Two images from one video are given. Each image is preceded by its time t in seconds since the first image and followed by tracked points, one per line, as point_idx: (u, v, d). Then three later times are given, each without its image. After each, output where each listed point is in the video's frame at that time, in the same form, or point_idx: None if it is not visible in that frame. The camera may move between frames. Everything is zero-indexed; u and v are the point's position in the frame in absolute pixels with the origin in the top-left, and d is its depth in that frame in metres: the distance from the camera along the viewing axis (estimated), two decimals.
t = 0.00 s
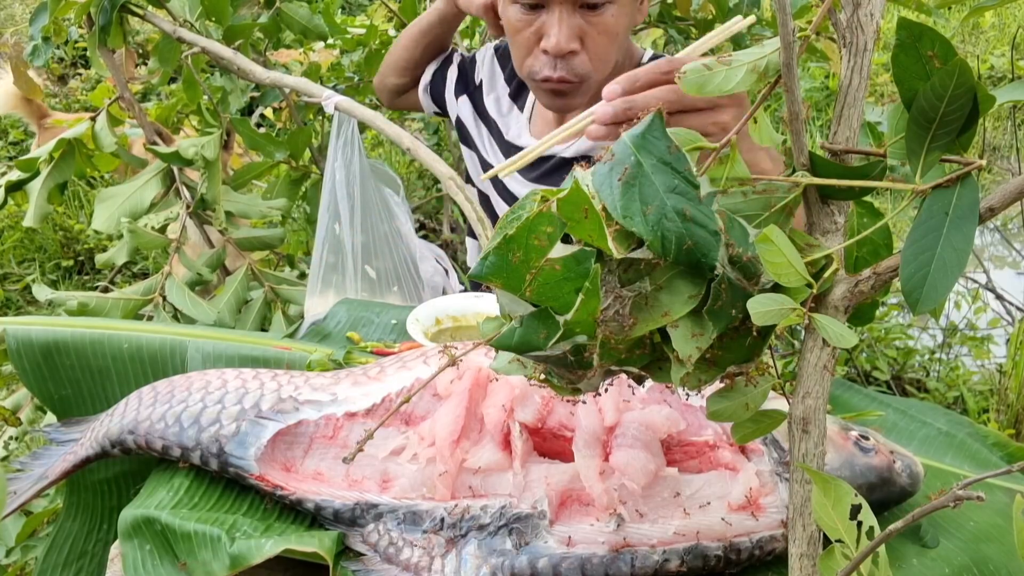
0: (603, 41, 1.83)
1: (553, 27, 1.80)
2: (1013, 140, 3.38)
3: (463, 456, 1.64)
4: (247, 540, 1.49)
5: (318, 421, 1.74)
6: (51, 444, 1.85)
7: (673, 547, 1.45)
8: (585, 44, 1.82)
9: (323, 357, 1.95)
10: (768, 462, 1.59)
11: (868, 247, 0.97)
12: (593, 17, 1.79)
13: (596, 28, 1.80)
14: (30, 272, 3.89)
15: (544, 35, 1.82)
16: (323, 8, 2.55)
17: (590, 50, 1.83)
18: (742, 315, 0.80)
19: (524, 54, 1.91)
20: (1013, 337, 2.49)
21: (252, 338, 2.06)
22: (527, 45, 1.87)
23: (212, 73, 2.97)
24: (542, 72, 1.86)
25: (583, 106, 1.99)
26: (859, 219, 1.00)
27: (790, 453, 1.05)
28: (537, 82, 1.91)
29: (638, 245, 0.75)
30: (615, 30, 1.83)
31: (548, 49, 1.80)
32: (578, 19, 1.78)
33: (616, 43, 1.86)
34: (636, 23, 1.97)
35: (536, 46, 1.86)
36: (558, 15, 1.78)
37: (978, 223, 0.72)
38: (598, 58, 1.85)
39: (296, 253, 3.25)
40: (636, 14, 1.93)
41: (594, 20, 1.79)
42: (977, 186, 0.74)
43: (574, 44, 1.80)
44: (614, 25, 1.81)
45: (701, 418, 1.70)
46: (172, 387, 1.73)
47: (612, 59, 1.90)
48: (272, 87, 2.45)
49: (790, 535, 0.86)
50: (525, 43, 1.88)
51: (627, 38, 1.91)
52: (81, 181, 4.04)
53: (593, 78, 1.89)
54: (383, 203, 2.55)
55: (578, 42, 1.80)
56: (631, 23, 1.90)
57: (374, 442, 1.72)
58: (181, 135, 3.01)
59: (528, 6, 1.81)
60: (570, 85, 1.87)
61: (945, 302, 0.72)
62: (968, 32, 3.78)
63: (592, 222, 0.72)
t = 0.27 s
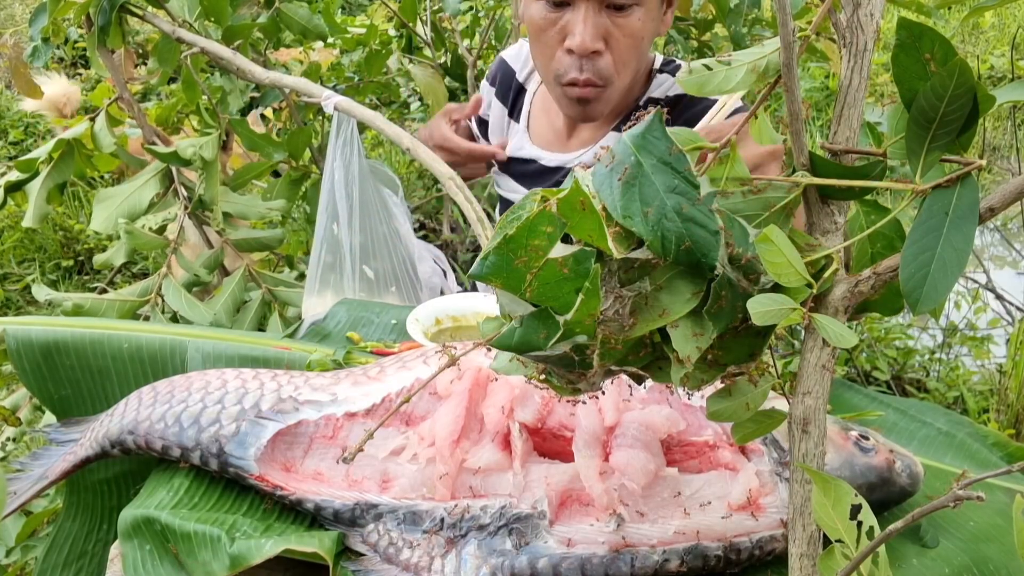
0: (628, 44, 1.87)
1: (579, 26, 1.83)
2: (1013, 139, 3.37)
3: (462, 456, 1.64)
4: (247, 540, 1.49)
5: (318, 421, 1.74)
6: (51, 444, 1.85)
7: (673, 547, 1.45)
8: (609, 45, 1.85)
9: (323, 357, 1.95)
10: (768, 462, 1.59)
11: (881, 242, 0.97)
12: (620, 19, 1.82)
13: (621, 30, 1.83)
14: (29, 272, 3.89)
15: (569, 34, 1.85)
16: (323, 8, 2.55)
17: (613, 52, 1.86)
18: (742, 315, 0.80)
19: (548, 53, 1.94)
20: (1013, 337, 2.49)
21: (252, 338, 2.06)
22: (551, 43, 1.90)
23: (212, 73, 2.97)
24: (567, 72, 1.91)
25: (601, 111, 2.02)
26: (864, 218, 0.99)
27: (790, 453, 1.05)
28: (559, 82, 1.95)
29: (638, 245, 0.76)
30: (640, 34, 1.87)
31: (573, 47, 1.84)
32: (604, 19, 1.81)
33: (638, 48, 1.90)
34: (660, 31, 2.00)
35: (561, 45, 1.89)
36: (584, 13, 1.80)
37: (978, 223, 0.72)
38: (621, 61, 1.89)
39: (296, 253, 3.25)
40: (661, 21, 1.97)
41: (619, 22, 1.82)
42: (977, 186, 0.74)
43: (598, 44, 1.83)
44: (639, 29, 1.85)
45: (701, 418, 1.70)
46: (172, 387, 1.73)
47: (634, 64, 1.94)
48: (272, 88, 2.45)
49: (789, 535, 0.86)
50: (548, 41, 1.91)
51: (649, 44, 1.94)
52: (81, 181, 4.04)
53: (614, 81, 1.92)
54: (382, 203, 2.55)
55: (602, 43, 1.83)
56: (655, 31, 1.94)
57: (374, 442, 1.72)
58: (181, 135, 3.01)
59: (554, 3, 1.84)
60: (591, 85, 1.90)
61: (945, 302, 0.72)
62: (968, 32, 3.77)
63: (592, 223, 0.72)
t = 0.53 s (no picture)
0: (616, 52, 1.89)
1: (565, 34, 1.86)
2: (1013, 139, 3.37)
3: (463, 456, 1.64)
4: (247, 540, 1.49)
5: (318, 421, 1.74)
6: (51, 444, 1.85)
7: (673, 547, 1.45)
8: (596, 53, 1.88)
9: (323, 357, 1.95)
10: (768, 462, 1.59)
11: (883, 241, 0.97)
12: (607, 26, 1.84)
13: (608, 37, 1.86)
14: (30, 272, 3.89)
15: (554, 43, 1.88)
16: (323, 8, 2.55)
17: (601, 61, 1.89)
18: (743, 315, 0.80)
19: (533, 64, 1.97)
20: (1013, 337, 2.49)
21: (252, 338, 2.06)
22: (535, 53, 1.93)
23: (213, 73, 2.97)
24: (553, 81, 1.93)
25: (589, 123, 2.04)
26: (866, 218, 0.98)
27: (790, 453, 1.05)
28: (546, 91, 1.97)
29: (638, 245, 0.76)
30: (629, 42, 1.89)
31: (559, 56, 1.86)
32: (591, 27, 1.84)
33: (627, 56, 1.92)
34: (650, 39, 2.02)
35: (547, 55, 1.91)
36: (570, 21, 1.83)
37: (978, 223, 0.72)
38: (608, 70, 1.91)
39: (296, 253, 3.25)
40: (650, 29, 1.99)
41: (604, 28, 1.84)
42: (977, 186, 0.74)
43: (585, 52, 1.86)
44: (627, 36, 1.87)
45: (701, 418, 1.70)
46: (172, 386, 1.73)
47: (623, 73, 1.96)
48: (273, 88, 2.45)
49: (789, 535, 0.86)
50: (534, 52, 1.93)
51: (638, 55, 1.96)
52: (81, 181, 4.04)
53: (603, 90, 1.94)
54: (383, 203, 2.54)
55: (588, 51, 1.86)
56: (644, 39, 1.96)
57: (374, 442, 1.72)
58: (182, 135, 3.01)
59: (539, 13, 1.87)
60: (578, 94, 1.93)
61: (945, 302, 0.72)
62: (968, 32, 3.78)
63: (592, 222, 0.72)
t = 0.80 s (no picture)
0: (593, 65, 1.90)
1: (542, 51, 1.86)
2: (1013, 139, 3.37)
3: (462, 456, 1.64)
4: (247, 540, 1.49)
5: (318, 421, 1.74)
6: (51, 444, 1.85)
7: (673, 547, 1.45)
8: (574, 68, 1.89)
9: (323, 357, 1.95)
10: (768, 462, 1.59)
11: (875, 245, 0.94)
12: (582, 40, 1.85)
13: (584, 51, 1.87)
14: (30, 272, 3.89)
15: (531, 60, 1.88)
16: (324, 8, 2.55)
17: (579, 75, 1.89)
18: (743, 315, 0.80)
19: (511, 81, 1.97)
20: (1013, 337, 2.49)
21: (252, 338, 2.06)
22: (513, 71, 1.94)
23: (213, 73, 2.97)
24: (531, 98, 1.93)
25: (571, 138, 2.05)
26: (862, 218, 0.99)
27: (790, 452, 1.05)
28: (525, 109, 1.98)
29: (638, 245, 0.76)
30: (606, 54, 1.90)
31: (536, 73, 1.87)
32: (567, 41, 1.84)
33: (606, 68, 1.93)
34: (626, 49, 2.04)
35: (523, 72, 1.92)
36: (545, 38, 1.83)
37: (978, 223, 0.72)
38: (587, 83, 1.92)
39: (296, 253, 3.25)
40: (627, 39, 2.00)
41: (581, 41, 1.85)
42: (977, 186, 0.74)
43: (562, 68, 1.86)
44: (603, 48, 1.88)
45: (701, 417, 1.70)
46: (172, 386, 1.73)
47: (602, 84, 1.97)
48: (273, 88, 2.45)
49: (789, 535, 0.86)
50: (511, 70, 1.94)
51: (616, 66, 1.98)
52: (81, 180, 4.04)
53: (582, 104, 1.95)
54: (385, 202, 2.54)
55: (565, 67, 1.87)
56: (622, 49, 1.96)
57: (374, 442, 1.72)
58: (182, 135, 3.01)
59: (514, 30, 1.88)
60: (559, 110, 1.94)
61: (944, 302, 0.72)
62: (968, 32, 3.77)
63: (592, 222, 0.72)
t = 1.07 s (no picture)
0: (567, 76, 1.90)
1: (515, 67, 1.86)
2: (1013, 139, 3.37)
3: (462, 456, 1.64)
4: (247, 540, 1.49)
5: (318, 421, 1.73)
6: (51, 444, 1.85)
7: (673, 547, 1.45)
8: (549, 81, 1.89)
9: (323, 357, 1.95)
10: (768, 462, 1.59)
11: (863, 248, 0.96)
12: (555, 52, 1.85)
13: (558, 63, 1.87)
14: (30, 272, 3.89)
15: (505, 75, 1.88)
16: (324, 8, 2.54)
17: (554, 87, 1.90)
18: (742, 315, 0.80)
19: (488, 97, 1.97)
20: (1013, 337, 2.48)
21: (252, 337, 2.06)
22: (489, 88, 1.94)
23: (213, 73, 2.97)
24: (508, 113, 1.94)
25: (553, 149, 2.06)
26: (858, 219, 0.99)
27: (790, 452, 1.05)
28: (504, 124, 1.98)
29: (638, 245, 0.76)
30: (580, 64, 1.90)
31: (511, 89, 1.87)
32: (540, 54, 1.84)
33: (581, 78, 1.93)
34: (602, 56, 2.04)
35: (499, 88, 1.92)
36: (518, 53, 1.83)
37: (979, 223, 0.72)
38: (563, 94, 1.92)
39: (296, 254, 3.25)
40: (601, 46, 2.00)
41: (554, 53, 1.85)
42: (977, 186, 0.74)
43: (537, 82, 1.86)
44: (576, 59, 1.88)
45: (701, 417, 1.70)
46: (172, 386, 1.72)
47: (579, 94, 1.97)
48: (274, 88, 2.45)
49: (789, 535, 0.86)
50: (486, 86, 1.94)
51: (592, 74, 1.98)
52: (82, 181, 4.04)
53: (560, 115, 1.95)
54: (384, 203, 2.54)
55: (540, 80, 1.87)
56: (596, 56, 1.97)
57: (374, 442, 1.72)
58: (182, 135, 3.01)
59: (486, 48, 1.87)
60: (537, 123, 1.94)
61: (944, 302, 0.72)
62: (967, 31, 3.77)
63: (592, 222, 0.72)
